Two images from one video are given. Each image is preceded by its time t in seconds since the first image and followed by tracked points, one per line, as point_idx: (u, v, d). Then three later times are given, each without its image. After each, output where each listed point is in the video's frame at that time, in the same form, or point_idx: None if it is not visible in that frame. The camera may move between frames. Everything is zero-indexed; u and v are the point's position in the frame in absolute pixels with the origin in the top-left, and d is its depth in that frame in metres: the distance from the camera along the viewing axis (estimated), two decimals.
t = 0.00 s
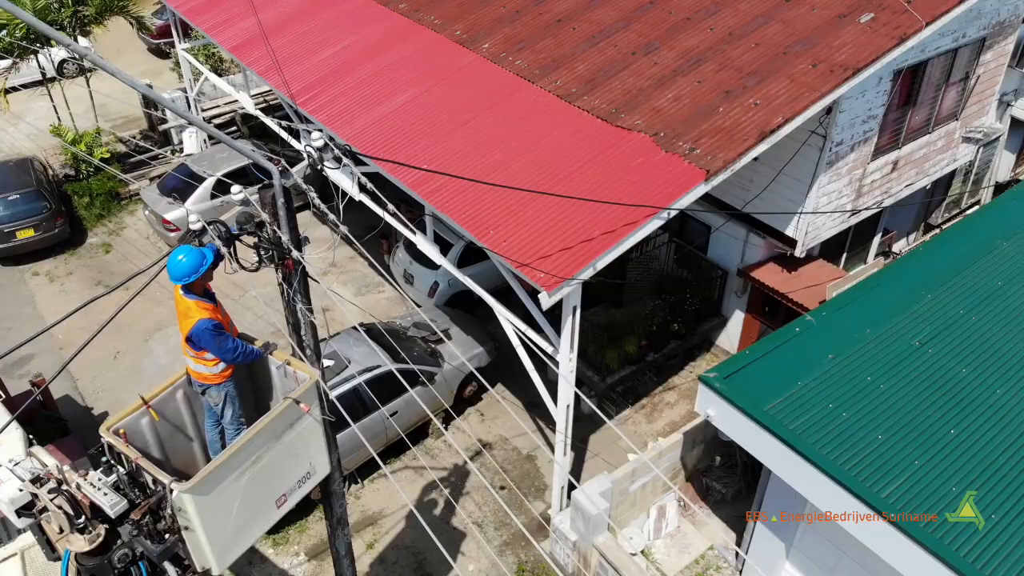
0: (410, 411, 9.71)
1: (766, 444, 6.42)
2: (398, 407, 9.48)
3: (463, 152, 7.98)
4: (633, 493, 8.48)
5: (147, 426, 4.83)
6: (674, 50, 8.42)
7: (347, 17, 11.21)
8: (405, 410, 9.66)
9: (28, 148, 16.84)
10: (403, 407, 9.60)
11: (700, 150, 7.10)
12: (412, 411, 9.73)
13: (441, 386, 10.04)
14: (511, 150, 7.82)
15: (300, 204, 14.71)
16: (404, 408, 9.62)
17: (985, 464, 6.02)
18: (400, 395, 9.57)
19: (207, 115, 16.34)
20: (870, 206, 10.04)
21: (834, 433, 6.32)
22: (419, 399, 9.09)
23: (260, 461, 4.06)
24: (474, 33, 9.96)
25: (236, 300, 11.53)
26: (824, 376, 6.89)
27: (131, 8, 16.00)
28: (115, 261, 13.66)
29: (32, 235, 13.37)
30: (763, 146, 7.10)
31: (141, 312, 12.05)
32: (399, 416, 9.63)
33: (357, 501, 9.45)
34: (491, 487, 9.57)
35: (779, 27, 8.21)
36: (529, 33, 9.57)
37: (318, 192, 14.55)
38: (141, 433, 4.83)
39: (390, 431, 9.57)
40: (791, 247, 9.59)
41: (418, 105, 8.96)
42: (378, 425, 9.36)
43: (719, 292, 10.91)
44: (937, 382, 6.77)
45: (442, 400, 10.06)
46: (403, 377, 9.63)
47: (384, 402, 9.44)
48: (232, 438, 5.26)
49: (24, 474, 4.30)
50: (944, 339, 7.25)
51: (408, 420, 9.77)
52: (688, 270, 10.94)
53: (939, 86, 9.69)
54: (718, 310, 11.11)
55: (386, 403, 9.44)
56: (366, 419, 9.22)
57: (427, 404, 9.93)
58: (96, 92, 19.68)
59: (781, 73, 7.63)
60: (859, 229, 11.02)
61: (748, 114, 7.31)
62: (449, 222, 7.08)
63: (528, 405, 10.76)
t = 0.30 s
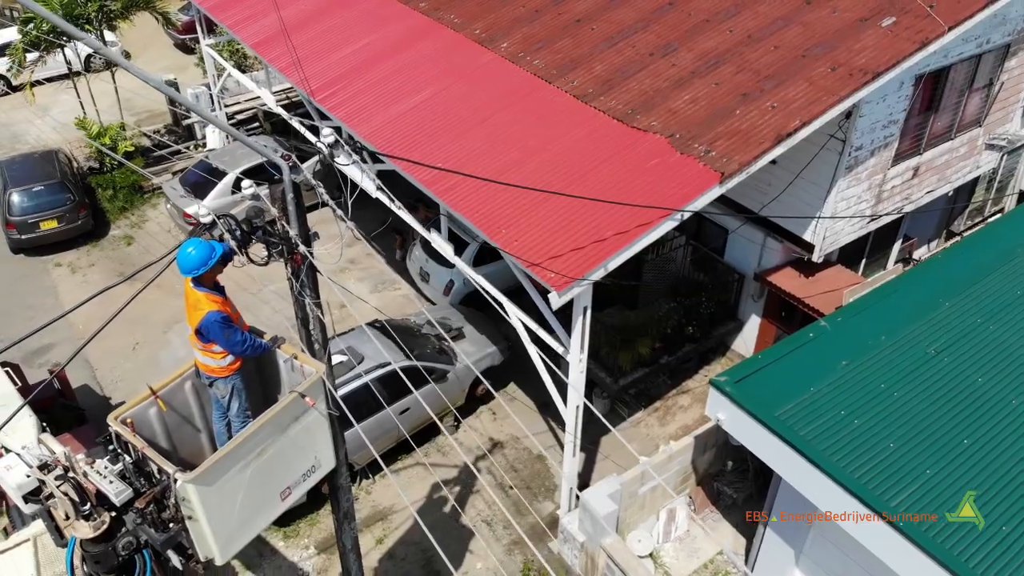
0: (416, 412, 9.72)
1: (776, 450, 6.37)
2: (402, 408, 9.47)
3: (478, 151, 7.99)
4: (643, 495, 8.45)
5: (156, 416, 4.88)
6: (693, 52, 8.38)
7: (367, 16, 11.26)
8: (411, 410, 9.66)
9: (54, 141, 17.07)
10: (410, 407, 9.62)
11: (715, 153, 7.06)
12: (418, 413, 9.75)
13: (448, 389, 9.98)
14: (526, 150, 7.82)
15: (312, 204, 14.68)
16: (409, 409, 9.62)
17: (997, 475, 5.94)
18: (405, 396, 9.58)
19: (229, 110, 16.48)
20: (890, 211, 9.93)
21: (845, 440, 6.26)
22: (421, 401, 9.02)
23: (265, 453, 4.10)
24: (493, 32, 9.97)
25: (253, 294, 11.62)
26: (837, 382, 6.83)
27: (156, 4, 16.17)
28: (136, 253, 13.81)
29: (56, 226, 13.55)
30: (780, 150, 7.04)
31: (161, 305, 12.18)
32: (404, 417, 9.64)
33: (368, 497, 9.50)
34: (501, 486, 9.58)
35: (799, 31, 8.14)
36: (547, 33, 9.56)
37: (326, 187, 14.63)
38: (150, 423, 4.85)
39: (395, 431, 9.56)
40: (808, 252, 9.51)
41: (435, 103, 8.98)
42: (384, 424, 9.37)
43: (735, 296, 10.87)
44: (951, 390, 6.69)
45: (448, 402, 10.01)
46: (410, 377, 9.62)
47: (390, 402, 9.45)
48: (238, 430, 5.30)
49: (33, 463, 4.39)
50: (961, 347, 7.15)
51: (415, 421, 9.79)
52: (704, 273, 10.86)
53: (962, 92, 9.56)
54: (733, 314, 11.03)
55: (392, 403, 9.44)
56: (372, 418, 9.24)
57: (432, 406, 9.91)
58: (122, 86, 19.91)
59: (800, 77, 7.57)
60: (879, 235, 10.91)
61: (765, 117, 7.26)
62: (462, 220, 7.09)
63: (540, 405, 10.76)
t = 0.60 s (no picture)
0: (420, 414, 9.65)
1: (786, 456, 6.32)
2: (407, 409, 9.39)
3: (494, 150, 7.99)
4: (653, 498, 8.42)
5: (165, 405, 4.97)
6: (713, 54, 8.33)
7: (388, 14, 11.31)
8: (416, 411, 9.58)
9: (82, 133, 17.31)
10: (415, 408, 9.54)
11: (732, 155, 7.02)
12: (422, 416, 9.69)
13: (452, 391, 9.88)
14: (543, 149, 7.81)
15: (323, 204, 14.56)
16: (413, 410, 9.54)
17: (1010, 486, 5.86)
18: (410, 396, 9.50)
19: (254, 106, 16.63)
20: (911, 218, 9.82)
21: (857, 448, 6.20)
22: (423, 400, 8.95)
23: (271, 444, 4.16)
24: (514, 32, 9.97)
25: (272, 287, 11.71)
26: (850, 388, 6.76)
27: None
28: (159, 245, 13.97)
29: (81, 217, 13.74)
30: (797, 153, 6.98)
31: (182, 297, 12.32)
32: (410, 419, 9.57)
33: (380, 492, 9.55)
34: (512, 485, 9.59)
35: (820, 34, 8.07)
36: (567, 33, 9.55)
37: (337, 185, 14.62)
38: (159, 412, 4.93)
39: (402, 431, 9.52)
40: (827, 256, 9.40)
41: (453, 102, 9.00)
42: (389, 424, 9.32)
43: (753, 300, 10.78)
44: (967, 400, 6.60)
45: (453, 404, 9.92)
46: (416, 376, 9.58)
47: (395, 403, 9.38)
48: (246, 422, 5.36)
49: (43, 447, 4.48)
50: (979, 357, 7.05)
51: (422, 422, 9.74)
52: (722, 276, 10.77)
53: (988, 98, 9.42)
54: (750, 318, 10.95)
55: (397, 402, 9.38)
56: (376, 417, 9.20)
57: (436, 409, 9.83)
58: (150, 80, 20.14)
59: (820, 80, 7.50)
60: (901, 242, 10.78)
61: (784, 120, 7.20)
62: (476, 219, 7.11)
63: (554, 405, 10.75)
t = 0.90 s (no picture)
0: (425, 416, 9.63)
1: (797, 463, 6.27)
2: (412, 409, 9.39)
3: (511, 149, 8.00)
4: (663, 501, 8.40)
5: (176, 394, 5.07)
6: (733, 56, 8.28)
7: (410, 13, 11.36)
8: (420, 411, 9.55)
9: (109, 126, 17.55)
10: (419, 408, 9.52)
11: (749, 158, 6.97)
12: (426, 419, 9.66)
13: (458, 393, 9.83)
14: (559, 149, 7.81)
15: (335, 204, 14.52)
16: (417, 411, 9.52)
17: None
18: (415, 397, 9.49)
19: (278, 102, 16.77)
20: (933, 225, 9.69)
21: (869, 456, 6.13)
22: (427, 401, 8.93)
23: (278, 436, 4.21)
24: (534, 31, 9.98)
25: (291, 281, 11.79)
26: (864, 395, 6.69)
27: None
28: (181, 238, 14.13)
29: (106, 209, 13.93)
30: (815, 157, 6.93)
31: (203, 289, 12.44)
32: (416, 419, 9.56)
33: (392, 487, 9.60)
34: (523, 484, 9.60)
35: (842, 37, 8.00)
36: (588, 33, 9.54)
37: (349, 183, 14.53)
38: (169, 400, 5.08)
39: (408, 431, 9.52)
40: (846, 262, 9.32)
41: (472, 101, 9.02)
42: (395, 423, 9.32)
43: (771, 305, 10.65)
44: (983, 411, 6.51)
45: (459, 405, 9.88)
46: (423, 376, 9.57)
47: (401, 402, 9.39)
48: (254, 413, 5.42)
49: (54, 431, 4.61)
50: (997, 367, 6.95)
51: (428, 423, 9.72)
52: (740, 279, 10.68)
53: (1014, 105, 9.28)
54: (769, 323, 10.78)
55: (403, 402, 9.38)
56: (381, 417, 9.21)
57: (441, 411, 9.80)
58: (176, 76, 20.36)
59: (840, 84, 7.43)
60: (923, 249, 10.64)
61: (802, 123, 7.14)
62: (490, 218, 7.12)
63: (568, 406, 10.73)
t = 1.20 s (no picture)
0: (434, 416, 9.62)
1: (810, 469, 6.22)
2: (421, 409, 9.41)
3: (529, 148, 8.01)
4: (676, 504, 8.36)
5: (188, 384, 5.18)
6: (755, 58, 8.23)
7: (433, 11, 11.40)
8: (429, 411, 9.55)
9: (137, 120, 17.78)
10: (428, 408, 9.52)
11: (768, 161, 6.93)
12: (435, 420, 9.66)
13: (467, 395, 9.83)
14: (577, 149, 7.81)
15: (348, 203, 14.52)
16: (426, 410, 9.52)
17: None
18: (424, 396, 9.49)
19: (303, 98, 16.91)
20: (957, 232, 9.57)
21: (883, 464, 6.07)
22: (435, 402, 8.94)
23: (287, 428, 4.30)
24: (556, 31, 9.97)
25: (311, 276, 11.88)
26: (881, 403, 6.61)
27: None
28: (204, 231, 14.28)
29: (131, 202, 14.12)
30: (835, 161, 6.87)
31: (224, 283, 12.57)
32: (425, 419, 9.57)
33: (405, 483, 9.64)
34: (536, 484, 9.60)
35: (866, 41, 7.92)
36: (610, 33, 9.53)
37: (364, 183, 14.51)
38: (182, 389, 5.18)
39: (418, 429, 9.54)
40: (867, 268, 9.22)
41: (492, 100, 9.03)
42: (403, 422, 9.35)
43: (791, 310, 10.56)
44: (1001, 422, 6.42)
45: (468, 407, 9.88)
46: (433, 376, 9.56)
47: (410, 401, 9.41)
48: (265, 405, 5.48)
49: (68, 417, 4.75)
50: (1016, 377, 6.85)
51: (435, 423, 9.71)
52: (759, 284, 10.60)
53: None
54: (788, 328, 10.68)
55: (411, 401, 9.40)
56: (390, 416, 9.23)
57: (449, 413, 9.80)
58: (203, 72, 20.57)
59: (862, 88, 7.36)
60: (946, 256, 10.49)
61: (823, 127, 7.08)
62: (506, 216, 7.14)
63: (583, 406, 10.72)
